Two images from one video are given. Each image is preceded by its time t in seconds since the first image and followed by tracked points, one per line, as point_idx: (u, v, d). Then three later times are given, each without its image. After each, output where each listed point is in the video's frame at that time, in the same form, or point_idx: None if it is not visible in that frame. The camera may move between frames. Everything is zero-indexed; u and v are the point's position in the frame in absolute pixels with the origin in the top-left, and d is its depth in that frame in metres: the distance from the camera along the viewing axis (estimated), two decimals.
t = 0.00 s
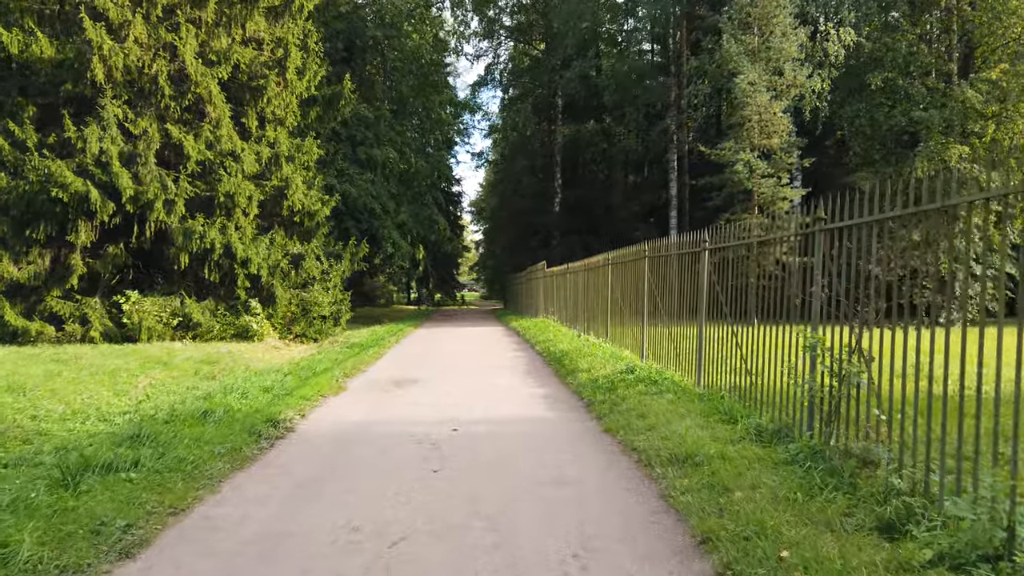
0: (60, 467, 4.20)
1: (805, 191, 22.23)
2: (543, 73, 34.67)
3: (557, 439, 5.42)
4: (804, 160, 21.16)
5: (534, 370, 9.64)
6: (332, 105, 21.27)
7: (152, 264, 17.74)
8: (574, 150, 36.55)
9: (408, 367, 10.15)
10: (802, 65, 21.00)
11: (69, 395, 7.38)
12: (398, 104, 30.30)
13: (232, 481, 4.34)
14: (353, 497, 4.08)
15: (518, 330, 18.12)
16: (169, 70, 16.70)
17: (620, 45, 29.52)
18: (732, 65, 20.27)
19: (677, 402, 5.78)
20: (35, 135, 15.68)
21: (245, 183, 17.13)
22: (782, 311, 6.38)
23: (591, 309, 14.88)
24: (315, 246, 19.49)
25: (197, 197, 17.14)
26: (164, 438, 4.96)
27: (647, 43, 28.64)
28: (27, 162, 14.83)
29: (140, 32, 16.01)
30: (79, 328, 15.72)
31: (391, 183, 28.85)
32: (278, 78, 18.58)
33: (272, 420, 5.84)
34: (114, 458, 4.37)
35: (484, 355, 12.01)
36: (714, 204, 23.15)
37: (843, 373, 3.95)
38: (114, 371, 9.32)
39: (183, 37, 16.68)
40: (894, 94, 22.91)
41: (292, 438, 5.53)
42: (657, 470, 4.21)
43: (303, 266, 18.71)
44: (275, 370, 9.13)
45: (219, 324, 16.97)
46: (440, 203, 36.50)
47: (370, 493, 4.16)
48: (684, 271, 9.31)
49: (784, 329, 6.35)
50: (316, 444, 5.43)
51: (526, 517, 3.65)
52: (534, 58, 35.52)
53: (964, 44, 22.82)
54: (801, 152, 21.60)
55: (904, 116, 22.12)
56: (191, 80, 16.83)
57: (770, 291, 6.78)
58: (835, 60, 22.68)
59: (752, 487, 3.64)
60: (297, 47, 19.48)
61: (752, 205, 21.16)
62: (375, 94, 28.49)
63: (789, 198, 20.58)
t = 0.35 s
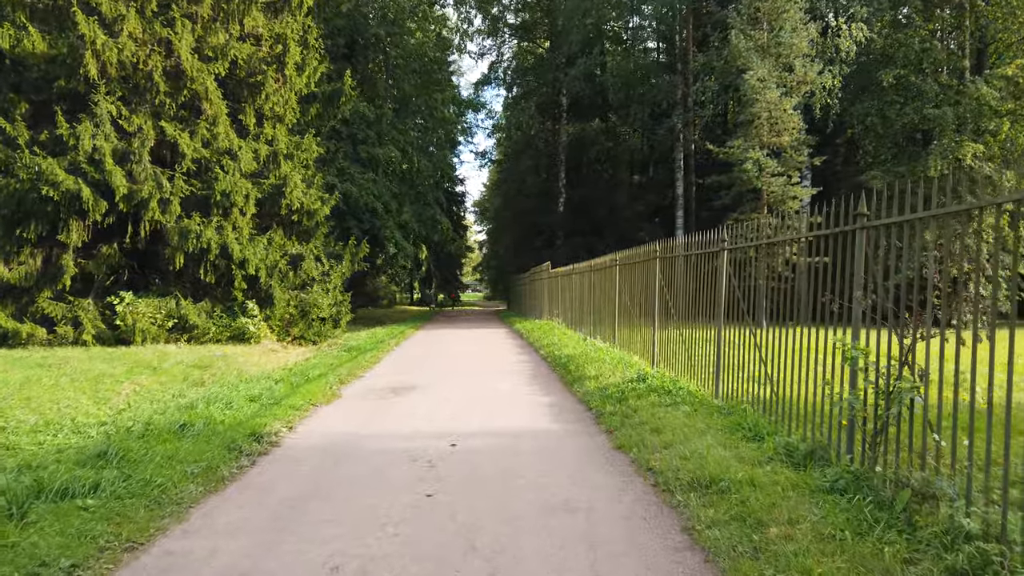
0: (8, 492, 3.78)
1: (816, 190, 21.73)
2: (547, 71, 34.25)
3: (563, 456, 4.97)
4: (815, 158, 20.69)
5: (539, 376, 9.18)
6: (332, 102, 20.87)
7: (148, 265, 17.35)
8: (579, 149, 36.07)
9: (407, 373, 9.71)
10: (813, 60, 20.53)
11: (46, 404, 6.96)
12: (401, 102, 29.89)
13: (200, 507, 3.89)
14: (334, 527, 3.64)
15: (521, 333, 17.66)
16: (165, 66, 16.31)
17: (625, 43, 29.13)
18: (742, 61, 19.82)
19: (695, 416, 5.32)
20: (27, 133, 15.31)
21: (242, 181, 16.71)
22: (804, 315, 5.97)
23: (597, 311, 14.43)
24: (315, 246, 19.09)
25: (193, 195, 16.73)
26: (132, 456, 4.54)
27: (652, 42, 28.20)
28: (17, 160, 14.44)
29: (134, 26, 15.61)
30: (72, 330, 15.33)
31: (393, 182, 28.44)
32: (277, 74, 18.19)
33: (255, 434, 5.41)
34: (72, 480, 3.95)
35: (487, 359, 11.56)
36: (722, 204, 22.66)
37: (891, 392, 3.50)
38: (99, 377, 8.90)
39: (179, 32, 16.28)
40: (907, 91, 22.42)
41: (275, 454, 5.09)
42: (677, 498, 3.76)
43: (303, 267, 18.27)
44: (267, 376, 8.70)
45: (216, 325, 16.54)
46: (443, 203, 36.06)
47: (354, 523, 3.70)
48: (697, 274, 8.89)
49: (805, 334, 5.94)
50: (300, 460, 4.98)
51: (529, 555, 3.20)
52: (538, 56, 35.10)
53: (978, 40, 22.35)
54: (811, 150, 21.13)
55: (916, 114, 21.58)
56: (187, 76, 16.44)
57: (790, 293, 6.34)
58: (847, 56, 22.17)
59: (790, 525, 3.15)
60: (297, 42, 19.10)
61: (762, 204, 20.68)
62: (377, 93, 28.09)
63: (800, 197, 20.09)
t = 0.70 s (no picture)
0: None
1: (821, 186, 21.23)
2: (547, 68, 33.78)
3: (563, 468, 4.52)
4: (821, 154, 20.20)
5: (539, 378, 8.70)
6: (327, 97, 20.37)
7: (136, 264, 16.85)
8: (579, 147, 35.54)
9: (399, 375, 9.26)
10: (819, 54, 20.02)
11: (7, 411, 6.46)
12: (397, 98, 29.38)
13: (148, 534, 3.39)
14: (299, 559, 3.14)
15: (520, 334, 17.16)
16: (152, 58, 15.81)
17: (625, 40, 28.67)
18: (746, 54, 19.32)
19: (710, 425, 4.85)
20: (9, 127, 14.81)
21: (233, 177, 16.20)
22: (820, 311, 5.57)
23: (598, 310, 13.94)
24: (308, 245, 18.61)
25: (182, 192, 16.19)
26: (80, 473, 4.04)
27: (653, 38, 27.72)
28: None
29: (120, 17, 15.11)
30: (55, 330, 14.83)
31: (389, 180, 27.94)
32: (269, 68, 17.70)
33: (225, 445, 4.92)
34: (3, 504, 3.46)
35: (484, 361, 11.07)
36: (725, 201, 22.16)
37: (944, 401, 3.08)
38: (72, 381, 8.40)
39: (168, 23, 15.79)
40: (915, 85, 21.90)
41: (245, 467, 4.60)
42: (694, 523, 3.29)
43: (295, 266, 17.78)
44: (248, 380, 8.20)
45: (204, 325, 16.02)
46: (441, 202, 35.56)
47: (323, 553, 3.20)
48: (706, 273, 8.46)
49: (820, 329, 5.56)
50: (271, 474, 4.49)
51: None
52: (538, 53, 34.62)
53: (987, 34, 21.87)
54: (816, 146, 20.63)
55: (924, 109, 21.10)
56: (175, 69, 15.95)
57: (804, 291, 5.89)
58: (853, 51, 21.65)
59: (834, 564, 2.66)
60: (290, 36, 18.60)
61: (766, 201, 20.16)
62: (374, 89, 27.58)
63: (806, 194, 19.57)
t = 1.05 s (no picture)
0: None
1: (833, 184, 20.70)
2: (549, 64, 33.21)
3: (573, 490, 4.06)
4: (833, 151, 19.68)
5: (544, 385, 8.22)
6: (325, 93, 19.89)
7: (129, 264, 16.40)
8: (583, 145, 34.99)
9: (397, 381, 8.78)
10: (830, 48, 19.49)
11: None
12: (399, 95, 28.89)
13: None
14: None
15: (523, 335, 16.70)
16: (145, 52, 15.34)
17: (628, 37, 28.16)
18: (755, 49, 18.81)
19: (735, 441, 4.39)
20: None
21: (228, 174, 15.74)
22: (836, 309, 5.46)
23: (603, 311, 13.47)
24: (306, 244, 18.15)
25: (176, 190, 15.72)
26: (28, 503, 3.57)
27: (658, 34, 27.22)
28: None
29: (111, 10, 14.65)
30: (44, 332, 14.38)
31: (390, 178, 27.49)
32: (265, 62, 17.22)
33: (198, 466, 4.44)
34: None
35: (487, 366, 10.60)
36: (733, 199, 21.66)
37: None
38: (50, 389, 7.92)
39: (161, 16, 15.31)
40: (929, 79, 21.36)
41: (219, 491, 4.14)
42: (732, 568, 2.83)
43: (293, 266, 17.30)
44: (236, 387, 7.72)
45: (198, 327, 15.56)
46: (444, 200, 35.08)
47: None
48: (722, 273, 8.00)
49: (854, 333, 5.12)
50: (248, 498, 4.03)
51: None
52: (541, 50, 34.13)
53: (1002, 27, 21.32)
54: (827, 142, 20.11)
55: (937, 104, 20.61)
56: (168, 63, 15.48)
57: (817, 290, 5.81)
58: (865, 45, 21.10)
59: None
60: (287, 30, 18.12)
61: (775, 198, 19.62)
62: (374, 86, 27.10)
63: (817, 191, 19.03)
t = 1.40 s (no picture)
0: None
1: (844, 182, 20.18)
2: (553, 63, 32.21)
3: (588, 522, 3.59)
4: (844, 149, 19.18)
5: (551, 393, 7.74)
6: (324, 89, 19.46)
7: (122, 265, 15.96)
8: (587, 144, 34.51)
9: (394, 389, 8.30)
10: (842, 43, 18.99)
11: None
12: (400, 93, 28.42)
13: None
14: None
15: (527, 338, 16.24)
16: (137, 46, 14.87)
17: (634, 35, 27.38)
18: (765, 43, 18.30)
19: (767, 464, 3.92)
20: None
21: (223, 172, 15.28)
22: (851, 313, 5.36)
23: (608, 314, 13.00)
24: (304, 244, 17.68)
25: (170, 188, 15.27)
26: None
27: (662, 32, 26.80)
28: None
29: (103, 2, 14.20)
30: (33, 334, 13.93)
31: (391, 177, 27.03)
32: (262, 58, 16.79)
33: (165, 493, 3.97)
34: None
35: (490, 372, 10.11)
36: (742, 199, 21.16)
37: None
38: (27, 398, 7.47)
39: (154, 9, 14.86)
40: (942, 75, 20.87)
41: (186, 522, 3.67)
42: None
43: (290, 266, 16.85)
44: (222, 396, 7.24)
45: (192, 329, 15.11)
46: (445, 200, 34.61)
47: None
48: (741, 275, 7.53)
49: (892, 341, 4.67)
50: (218, 531, 3.56)
51: None
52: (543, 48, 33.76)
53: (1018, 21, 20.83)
54: (839, 140, 19.60)
55: (950, 101, 20.13)
56: (161, 57, 15.03)
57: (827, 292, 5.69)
58: (876, 40, 20.63)
59: None
60: (285, 24, 17.67)
61: (785, 197, 19.13)
62: (375, 84, 26.65)
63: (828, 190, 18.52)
